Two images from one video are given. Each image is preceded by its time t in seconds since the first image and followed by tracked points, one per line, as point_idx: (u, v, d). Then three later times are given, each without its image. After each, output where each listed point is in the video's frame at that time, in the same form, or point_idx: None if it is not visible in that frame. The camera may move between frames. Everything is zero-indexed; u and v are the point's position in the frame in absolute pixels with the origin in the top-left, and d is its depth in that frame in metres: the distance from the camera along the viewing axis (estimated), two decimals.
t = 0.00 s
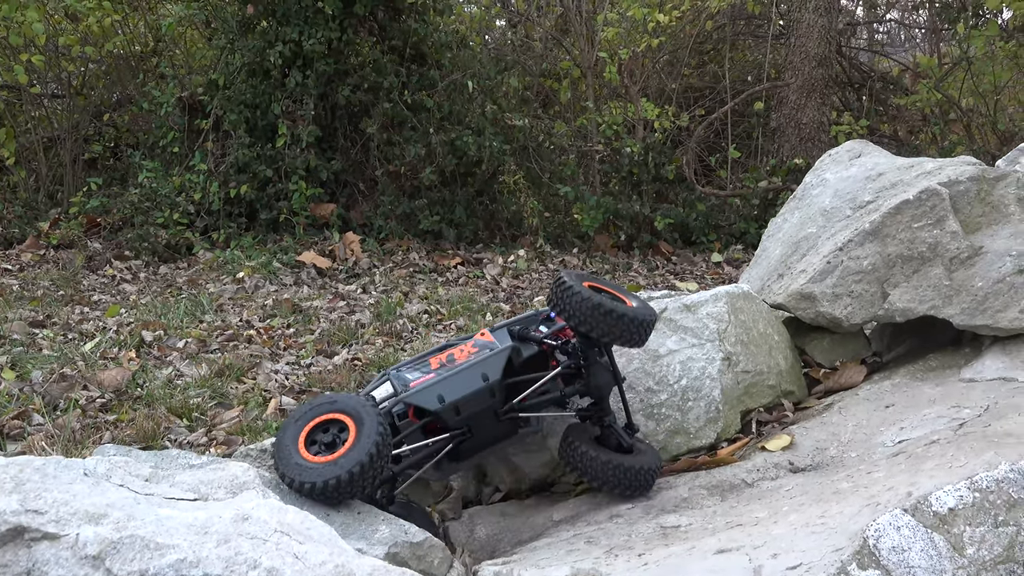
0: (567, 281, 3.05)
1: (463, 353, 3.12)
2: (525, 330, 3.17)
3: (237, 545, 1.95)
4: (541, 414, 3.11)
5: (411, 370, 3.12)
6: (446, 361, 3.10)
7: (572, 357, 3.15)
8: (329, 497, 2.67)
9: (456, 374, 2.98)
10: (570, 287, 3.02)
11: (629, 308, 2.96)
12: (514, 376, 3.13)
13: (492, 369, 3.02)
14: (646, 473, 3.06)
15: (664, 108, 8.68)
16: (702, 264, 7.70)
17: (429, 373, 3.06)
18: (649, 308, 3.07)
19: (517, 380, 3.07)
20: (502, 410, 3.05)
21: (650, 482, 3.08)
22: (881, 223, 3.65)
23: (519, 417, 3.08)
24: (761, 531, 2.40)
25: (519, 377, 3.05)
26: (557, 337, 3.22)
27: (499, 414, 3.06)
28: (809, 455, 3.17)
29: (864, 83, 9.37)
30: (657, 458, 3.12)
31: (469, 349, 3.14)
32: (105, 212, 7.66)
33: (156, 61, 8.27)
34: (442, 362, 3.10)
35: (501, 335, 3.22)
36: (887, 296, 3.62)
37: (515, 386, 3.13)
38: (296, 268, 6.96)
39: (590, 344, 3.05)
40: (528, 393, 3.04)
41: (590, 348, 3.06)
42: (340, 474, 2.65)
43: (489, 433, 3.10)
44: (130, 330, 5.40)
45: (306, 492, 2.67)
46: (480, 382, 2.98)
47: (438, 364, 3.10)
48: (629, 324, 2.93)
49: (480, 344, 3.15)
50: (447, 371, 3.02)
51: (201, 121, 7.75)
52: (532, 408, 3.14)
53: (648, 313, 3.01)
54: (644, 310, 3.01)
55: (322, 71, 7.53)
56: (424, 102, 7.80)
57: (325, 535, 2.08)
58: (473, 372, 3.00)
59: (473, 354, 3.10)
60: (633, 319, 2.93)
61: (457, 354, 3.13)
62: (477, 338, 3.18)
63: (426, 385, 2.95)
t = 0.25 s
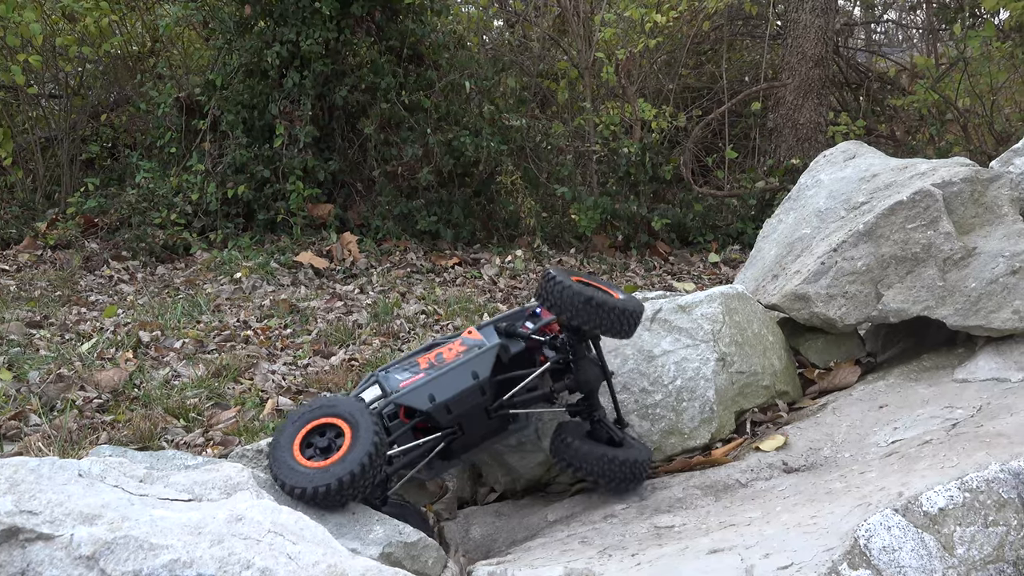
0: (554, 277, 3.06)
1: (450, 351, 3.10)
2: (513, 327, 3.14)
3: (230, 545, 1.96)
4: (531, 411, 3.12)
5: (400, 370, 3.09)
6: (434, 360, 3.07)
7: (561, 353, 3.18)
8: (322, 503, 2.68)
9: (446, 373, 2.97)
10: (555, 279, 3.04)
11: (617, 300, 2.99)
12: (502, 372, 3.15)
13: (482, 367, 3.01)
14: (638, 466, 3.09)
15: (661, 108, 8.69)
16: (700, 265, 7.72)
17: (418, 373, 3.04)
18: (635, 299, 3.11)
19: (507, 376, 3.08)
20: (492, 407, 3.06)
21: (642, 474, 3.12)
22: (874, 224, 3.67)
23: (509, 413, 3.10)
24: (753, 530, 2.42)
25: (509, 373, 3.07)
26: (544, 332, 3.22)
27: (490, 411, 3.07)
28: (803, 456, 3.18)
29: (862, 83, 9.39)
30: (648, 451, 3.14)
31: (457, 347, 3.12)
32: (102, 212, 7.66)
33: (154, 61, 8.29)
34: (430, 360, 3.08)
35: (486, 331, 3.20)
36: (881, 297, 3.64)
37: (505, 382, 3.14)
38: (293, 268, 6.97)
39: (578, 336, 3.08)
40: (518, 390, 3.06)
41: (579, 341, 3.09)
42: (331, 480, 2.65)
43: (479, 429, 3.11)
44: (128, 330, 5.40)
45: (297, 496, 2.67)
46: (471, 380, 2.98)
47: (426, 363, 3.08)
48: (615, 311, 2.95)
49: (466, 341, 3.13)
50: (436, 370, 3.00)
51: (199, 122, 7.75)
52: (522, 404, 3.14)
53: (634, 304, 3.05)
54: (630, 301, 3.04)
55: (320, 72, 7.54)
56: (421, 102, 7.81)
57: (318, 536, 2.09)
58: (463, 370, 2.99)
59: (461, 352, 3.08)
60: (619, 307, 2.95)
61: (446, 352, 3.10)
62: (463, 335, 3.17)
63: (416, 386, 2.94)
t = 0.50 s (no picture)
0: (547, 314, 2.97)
1: (452, 355, 3.08)
2: (515, 335, 3.20)
3: (226, 546, 1.96)
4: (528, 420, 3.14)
5: (401, 371, 3.04)
6: (435, 363, 3.05)
7: (562, 366, 3.14)
8: (320, 499, 2.69)
9: (446, 378, 2.95)
10: (544, 311, 2.99)
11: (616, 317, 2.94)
12: (503, 379, 3.20)
13: (482, 374, 2.99)
14: (633, 482, 3.09)
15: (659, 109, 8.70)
16: (697, 265, 7.72)
17: (418, 375, 3.02)
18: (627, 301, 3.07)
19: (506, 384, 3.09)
20: (489, 414, 3.07)
21: (640, 488, 3.11)
22: (870, 225, 3.68)
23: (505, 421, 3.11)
24: (749, 530, 2.43)
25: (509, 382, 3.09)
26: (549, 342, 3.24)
27: (486, 418, 3.08)
28: (799, 456, 3.19)
29: (859, 83, 9.41)
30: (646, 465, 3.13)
31: (459, 351, 3.10)
32: (99, 212, 7.66)
33: (151, 61, 8.28)
34: (431, 363, 3.05)
35: (490, 337, 3.18)
36: (877, 297, 3.65)
37: (506, 390, 3.20)
38: (291, 268, 6.97)
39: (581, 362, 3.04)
40: (517, 398, 3.07)
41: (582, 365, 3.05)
42: (330, 476, 2.67)
43: (474, 435, 3.12)
44: (125, 331, 5.40)
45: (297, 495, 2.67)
46: (469, 387, 2.96)
47: (427, 366, 3.05)
48: (608, 338, 2.90)
49: (469, 346, 3.11)
50: (436, 375, 2.99)
51: (196, 122, 7.75)
52: (520, 413, 3.19)
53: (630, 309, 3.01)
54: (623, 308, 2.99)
55: (317, 72, 7.55)
56: (419, 102, 7.81)
57: (315, 536, 2.10)
58: (463, 376, 2.97)
59: (463, 356, 3.06)
60: (609, 331, 2.89)
61: (447, 356, 3.08)
62: (466, 339, 3.14)
63: (415, 389, 2.92)
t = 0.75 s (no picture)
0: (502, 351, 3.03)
1: (437, 356, 3.11)
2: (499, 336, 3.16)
3: (218, 547, 1.97)
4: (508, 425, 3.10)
5: (385, 369, 3.13)
6: (419, 363, 3.09)
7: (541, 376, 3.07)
8: (292, 489, 2.75)
9: (427, 378, 2.98)
10: (500, 346, 3.07)
11: (564, 333, 2.93)
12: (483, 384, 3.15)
13: (463, 378, 3.01)
14: (614, 488, 3.13)
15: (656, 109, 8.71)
16: (694, 264, 7.73)
17: (401, 374, 3.06)
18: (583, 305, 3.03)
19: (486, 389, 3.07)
20: (468, 417, 3.05)
21: (628, 487, 3.15)
22: (864, 226, 3.68)
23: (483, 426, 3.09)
24: (741, 531, 2.43)
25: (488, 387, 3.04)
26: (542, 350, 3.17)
27: (464, 421, 3.06)
28: (792, 456, 3.21)
29: (856, 83, 9.43)
30: (628, 468, 3.15)
31: (443, 353, 3.14)
32: (96, 212, 7.65)
33: (148, 61, 8.24)
34: (415, 363, 3.10)
35: (477, 340, 3.20)
36: (871, 298, 3.66)
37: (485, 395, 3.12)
38: (287, 268, 6.97)
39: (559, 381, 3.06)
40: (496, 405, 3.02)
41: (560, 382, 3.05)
42: (303, 464, 2.73)
43: (453, 438, 3.11)
44: (122, 331, 5.40)
45: (260, 482, 2.74)
46: (450, 389, 2.98)
47: (411, 365, 3.10)
48: (549, 363, 2.90)
49: (454, 349, 3.15)
50: (418, 374, 3.03)
51: (193, 122, 7.75)
52: (500, 418, 3.13)
53: (584, 315, 2.99)
54: (577, 316, 2.98)
55: (314, 72, 7.56)
56: (416, 103, 7.82)
57: (306, 537, 2.11)
58: (443, 378, 2.99)
59: (446, 358, 3.10)
60: (560, 356, 2.90)
61: (432, 356, 3.12)
62: (453, 342, 3.18)
63: (396, 386, 2.96)
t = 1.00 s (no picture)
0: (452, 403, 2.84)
1: (410, 353, 3.08)
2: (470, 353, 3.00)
3: (211, 547, 1.97)
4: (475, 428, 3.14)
5: (360, 359, 3.13)
6: (393, 359, 3.09)
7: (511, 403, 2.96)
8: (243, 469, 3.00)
9: (395, 378, 3.01)
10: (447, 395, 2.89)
11: (509, 368, 2.75)
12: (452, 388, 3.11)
13: (429, 380, 3.00)
14: (580, 489, 3.13)
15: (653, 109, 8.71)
16: (692, 265, 7.73)
17: (373, 368, 3.09)
18: (517, 333, 2.82)
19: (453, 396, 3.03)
20: (434, 417, 3.11)
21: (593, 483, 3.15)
22: (859, 226, 3.69)
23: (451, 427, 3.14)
24: (735, 531, 2.44)
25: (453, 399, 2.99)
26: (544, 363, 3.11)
27: (431, 421, 3.12)
28: (788, 456, 3.21)
29: (853, 83, 9.43)
30: (592, 467, 3.15)
31: (418, 350, 3.09)
32: (93, 213, 7.64)
33: (145, 62, 8.23)
34: (389, 357, 3.10)
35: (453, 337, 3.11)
36: (866, 298, 3.66)
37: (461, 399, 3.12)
38: (284, 268, 6.97)
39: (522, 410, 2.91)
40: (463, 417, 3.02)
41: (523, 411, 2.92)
42: (248, 446, 2.97)
43: (423, 432, 3.20)
44: (118, 332, 5.40)
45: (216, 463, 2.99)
46: (413, 392, 3.01)
47: (386, 360, 3.10)
48: (503, 406, 2.74)
49: (428, 348, 3.08)
50: (389, 372, 3.04)
51: (190, 123, 7.75)
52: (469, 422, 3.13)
53: (521, 352, 2.77)
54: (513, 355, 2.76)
55: (311, 72, 7.56)
56: (413, 103, 7.82)
57: (299, 537, 2.11)
58: (409, 380, 3.01)
59: (418, 357, 3.06)
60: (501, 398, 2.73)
61: (406, 353, 3.09)
62: (428, 338, 3.11)
63: (364, 382, 3.02)
